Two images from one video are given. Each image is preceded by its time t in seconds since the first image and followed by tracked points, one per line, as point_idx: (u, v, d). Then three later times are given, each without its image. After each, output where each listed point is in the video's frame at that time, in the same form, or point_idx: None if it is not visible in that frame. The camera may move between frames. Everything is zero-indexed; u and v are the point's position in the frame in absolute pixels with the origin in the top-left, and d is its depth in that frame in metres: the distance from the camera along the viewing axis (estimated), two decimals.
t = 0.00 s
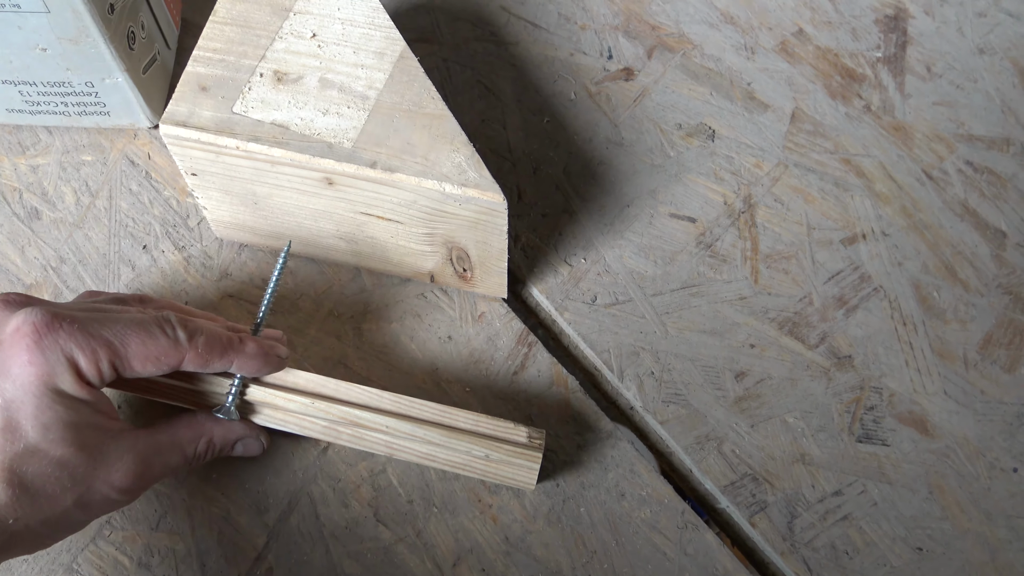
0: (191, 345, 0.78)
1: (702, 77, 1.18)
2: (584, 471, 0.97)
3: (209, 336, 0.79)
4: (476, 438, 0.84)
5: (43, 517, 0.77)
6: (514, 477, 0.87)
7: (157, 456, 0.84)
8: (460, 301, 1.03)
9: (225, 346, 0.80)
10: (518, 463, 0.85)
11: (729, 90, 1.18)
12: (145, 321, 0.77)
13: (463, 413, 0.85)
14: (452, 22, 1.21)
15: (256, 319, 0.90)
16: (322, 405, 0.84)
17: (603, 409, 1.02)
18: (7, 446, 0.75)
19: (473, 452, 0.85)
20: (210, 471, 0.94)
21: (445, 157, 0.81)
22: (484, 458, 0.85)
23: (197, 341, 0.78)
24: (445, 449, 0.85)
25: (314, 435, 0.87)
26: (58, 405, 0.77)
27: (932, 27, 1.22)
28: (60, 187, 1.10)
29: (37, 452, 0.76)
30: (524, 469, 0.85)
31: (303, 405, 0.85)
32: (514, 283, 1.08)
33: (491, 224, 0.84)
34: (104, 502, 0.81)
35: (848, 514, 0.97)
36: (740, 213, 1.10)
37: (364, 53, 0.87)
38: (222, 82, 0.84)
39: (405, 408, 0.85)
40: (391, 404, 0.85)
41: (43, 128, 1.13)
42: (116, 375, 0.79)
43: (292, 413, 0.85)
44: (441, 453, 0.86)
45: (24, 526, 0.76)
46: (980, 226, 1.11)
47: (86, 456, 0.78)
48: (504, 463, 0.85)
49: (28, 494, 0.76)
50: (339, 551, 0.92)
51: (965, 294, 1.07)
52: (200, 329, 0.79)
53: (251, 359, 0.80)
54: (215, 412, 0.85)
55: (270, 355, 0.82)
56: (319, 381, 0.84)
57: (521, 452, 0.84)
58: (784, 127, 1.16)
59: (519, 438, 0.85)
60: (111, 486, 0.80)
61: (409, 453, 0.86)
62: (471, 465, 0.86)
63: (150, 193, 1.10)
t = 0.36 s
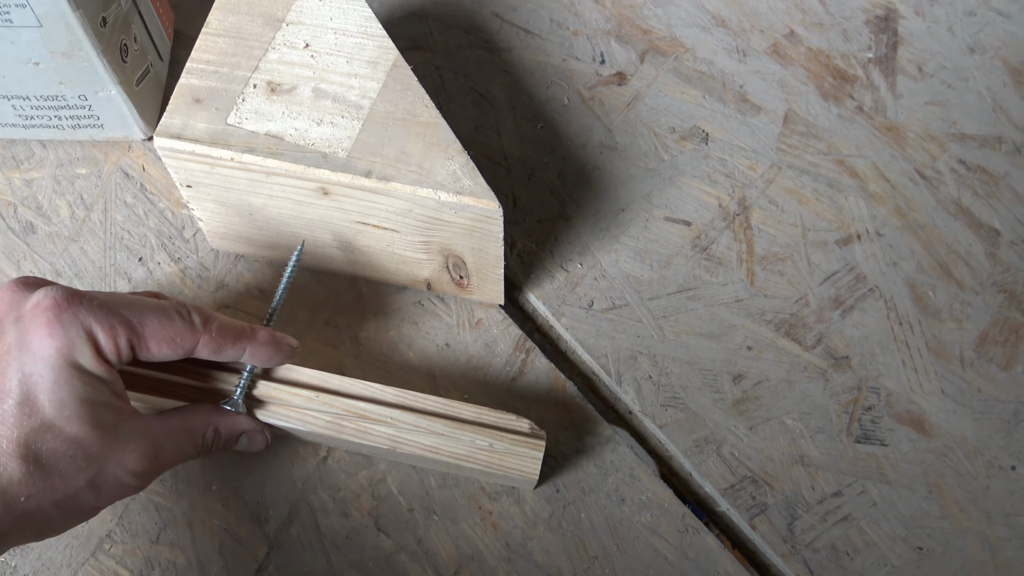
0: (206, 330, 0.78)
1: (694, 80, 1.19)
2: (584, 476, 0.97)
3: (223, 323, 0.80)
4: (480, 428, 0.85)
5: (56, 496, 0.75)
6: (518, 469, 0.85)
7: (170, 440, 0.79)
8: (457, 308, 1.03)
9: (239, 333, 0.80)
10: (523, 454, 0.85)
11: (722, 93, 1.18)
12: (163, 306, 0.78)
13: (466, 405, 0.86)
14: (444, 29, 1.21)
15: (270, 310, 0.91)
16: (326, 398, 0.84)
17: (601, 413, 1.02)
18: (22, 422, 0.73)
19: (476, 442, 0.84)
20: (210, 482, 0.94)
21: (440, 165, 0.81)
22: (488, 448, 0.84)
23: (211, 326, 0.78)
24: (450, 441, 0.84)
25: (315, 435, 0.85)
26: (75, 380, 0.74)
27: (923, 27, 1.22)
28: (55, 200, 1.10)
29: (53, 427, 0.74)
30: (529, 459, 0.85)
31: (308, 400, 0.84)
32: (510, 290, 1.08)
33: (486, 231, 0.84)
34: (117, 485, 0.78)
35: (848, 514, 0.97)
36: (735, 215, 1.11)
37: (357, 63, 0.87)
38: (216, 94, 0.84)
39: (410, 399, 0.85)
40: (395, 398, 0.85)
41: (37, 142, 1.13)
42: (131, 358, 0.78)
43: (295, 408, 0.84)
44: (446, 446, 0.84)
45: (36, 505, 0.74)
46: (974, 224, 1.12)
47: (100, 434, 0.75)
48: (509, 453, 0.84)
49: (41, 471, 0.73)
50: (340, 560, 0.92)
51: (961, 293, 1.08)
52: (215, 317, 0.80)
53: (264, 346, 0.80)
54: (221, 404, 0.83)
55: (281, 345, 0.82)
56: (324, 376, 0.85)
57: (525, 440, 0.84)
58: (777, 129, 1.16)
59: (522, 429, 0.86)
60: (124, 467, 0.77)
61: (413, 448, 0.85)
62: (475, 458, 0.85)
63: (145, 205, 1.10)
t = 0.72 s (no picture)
0: (230, 292, 0.77)
1: (704, 78, 1.19)
2: (592, 472, 0.97)
3: (248, 286, 0.79)
4: (503, 392, 0.84)
5: (78, 457, 0.74)
6: (542, 435, 0.85)
7: (193, 405, 0.78)
8: (467, 303, 1.03)
9: (263, 297, 0.79)
10: (547, 419, 0.84)
11: (731, 91, 1.18)
12: (189, 268, 0.77)
13: (488, 371, 0.85)
14: (454, 25, 1.21)
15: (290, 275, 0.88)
16: (348, 364, 0.84)
17: (610, 410, 1.02)
18: (46, 379, 0.73)
19: (499, 407, 0.84)
20: (219, 475, 0.94)
21: (453, 159, 0.81)
22: (510, 414, 0.84)
23: (235, 289, 0.78)
24: (471, 407, 0.84)
25: (337, 402, 0.85)
26: (100, 339, 0.74)
27: (932, 27, 1.22)
28: (64, 193, 1.10)
29: (76, 386, 0.73)
30: (552, 426, 0.84)
31: (330, 366, 0.84)
32: (519, 286, 1.08)
33: (498, 226, 0.84)
34: (139, 448, 0.77)
35: (857, 513, 0.97)
36: (744, 213, 1.11)
37: (370, 57, 0.87)
38: (228, 87, 0.84)
39: (431, 365, 0.84)
40: (417, 364, 0.85)
41: (47, 135, 1.13)
42: (156, 319, 0.77)
43: (318, 374, 0.84)
44: (468, 411, 0.84)
45: (58, 465, 0.74)
46: (983, 224, 1.11)
47: (123, 396, 0.74)
48: (532, 418, 0.84)
49: (64, 430, 0.73)
50: (349, 554, 0.92)
51: (970, 292, 1.08)
52: (239, 279, 0.79)
53: (287, 310, 0.80)
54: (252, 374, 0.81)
55: (305, 309, 0.81)
56: (346, 343, 0.85)
57: (548, 405, 0.84)
58: (786, 127, 1.16)
59: (545, 394, 0.85)
60: (147, 431, 0.76)
61: (435, 414, 0.84)
62: (497, 424, 0.84)
63: (154, 198, 1.10)
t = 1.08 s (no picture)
0: (239, 294, 0.78)
1: (705, 81, 1.19)
2: (597, 475, 0.97)
3: (256, 288, 0.79)
4: (510, 389, 0.85)
5: (89, 460, 0.74)
6: (548, 430, 0.85)
7: (203, 410, 0.78)
8: (470, 307, 1.04)
9: (271, 298, 0.80)
10: (554, 414, 0.85)
11: (733, 93, 1.18)
12: (198, 270, 0.78)
13: (493, 367, 0.86)
14: (456, 29, 1.21)
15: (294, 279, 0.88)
16: (355, 363, 0.84)
17: (614, 413, 1.02)
18: (58, 383, 0.73)
19: (506, 404, 0.84)
20: (225, 480, 0.94)
21: (456, 164, 0.82)
22: (518, 409, 0.84)
23: (244, 290, 0.78)
24: (479, 403, 0.84)
25: (346, 401, 0.85)
26: (111, 344, 0.74)
27: (933, 28, 1.22)
28: (69, 200, 1.10)
29: (88, 390, 0.73)
30: (558, 421, 0.85)
31: (338, 365, 0.84)
32: (523, 289, 1.08)
33: (502, 231, 0.84)
34: (150, 451, 0.77)
35: (861, 514, 0.98)
36: (747, 215, 1.11)
37: (373, 62, 0.87)
38: (232, 93, 0.85)
39: (438, 362, 0.85)
40: (423, 362, 0.85)
41: (51, 141, 1.13)
42: (166, 322, 0.78)
43: (326, 373, 0.84)
44: (475, 408, 0.84)
45: (69, 468, 0.74)
46: (985, 225, 1.12)
47: (134, 400, 0.74)
48: (538, 414, 0.84)
49: (76, 433, 0.73)
50: (355, 558, 0.92)
51: (972, 293, 1.08)
52: (247, 282, 0.80)
53: (295, 311, 0.80)
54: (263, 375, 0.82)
55: (313, 309, 0.82)
56: (354, 342, 0.85)
57: (555, 400, 0.84)
58: (788, 129, 1.16)
59: (551, 390, 0.85)
60: (157, 435, 0.76)
61: (443, 411, 0.84)
62: (504, 420, 0.85)
63: (158, 204, 1.10)
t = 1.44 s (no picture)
0: (242, 289, 0.78)
1: (709, 80, 1.19)
2: (599, 473, 0.97)
3: (258, 284, 0.80)
4: (509, 386, 0.85)
5: (90, 454, 0.74)
6: (549, 427, 0.85)
7: (205, 407, 0.78)
8: (473, 304, 1.03)
9: (274, 294, 0.80)
10: (554, 411, 0.85)
11: (737, 93, 1.18)
12: (201, 265, 0.78)
13: (493, 364, 0.86)
14: (460, 27, 1.21)
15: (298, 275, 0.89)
16: (355, 359, 0.84)
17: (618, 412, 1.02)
18: (60, 377, 0.73)
19: (505, 400, 0.84)
20: (228, 476, 0.94)
21: (461, 161, 0.82)
22: (518, 406, 0.84)
23: (247, 286, 0.79)
24: (480, 400, 0.84)
25: (346, 398, 0.85)
26: (114, 337, 0.74)
27: (938, 28, 1.22)
28: (72, 195, 1.10)
29: (90, 384, 0.73)
30: (558, 416, 0.85)
31: (338, 362, 0.84)
32: (526, 287, 1.08)
33: (506, 228, 0.84)
34: (151, 447, 0.76)
35: (864, 513, 0.97)
36: (750, 214, 1.11)
37: (378, 59, 0.87)
38: (237, 89, 0.85)
39: (438, 359, 0.85)
40: (423, 359, 0.85)
41: (54, 137, 1.13)
42: (169, 316, 0.78)
43: (326, 370, 0.84)
44: (474, 405, 0.84)
45: (70, 461, 0.73)
46: (989, 225, 1.12)
47: (136, 395, 0.74)
48: (539, 410, 0.84)
49: (77, 426, 0.72)
50: (357, 556, 0.92)
51: (976, 293, 1.08)
52: (250, 277, 0.80)
53: (297, 307, 0.81)
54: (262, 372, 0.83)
55: (315, 305, 0.82)
56: (354, 338, 0.85)
57: (554, 397, 0.84)
58: (792, 128, 1.16)
59: (550, 387, 0.85)
60: (159, 431, 0.75)
61: (443, 408, 0.84)
62: (504, 416, 0.85)
63: (162, 200, 1.10)
